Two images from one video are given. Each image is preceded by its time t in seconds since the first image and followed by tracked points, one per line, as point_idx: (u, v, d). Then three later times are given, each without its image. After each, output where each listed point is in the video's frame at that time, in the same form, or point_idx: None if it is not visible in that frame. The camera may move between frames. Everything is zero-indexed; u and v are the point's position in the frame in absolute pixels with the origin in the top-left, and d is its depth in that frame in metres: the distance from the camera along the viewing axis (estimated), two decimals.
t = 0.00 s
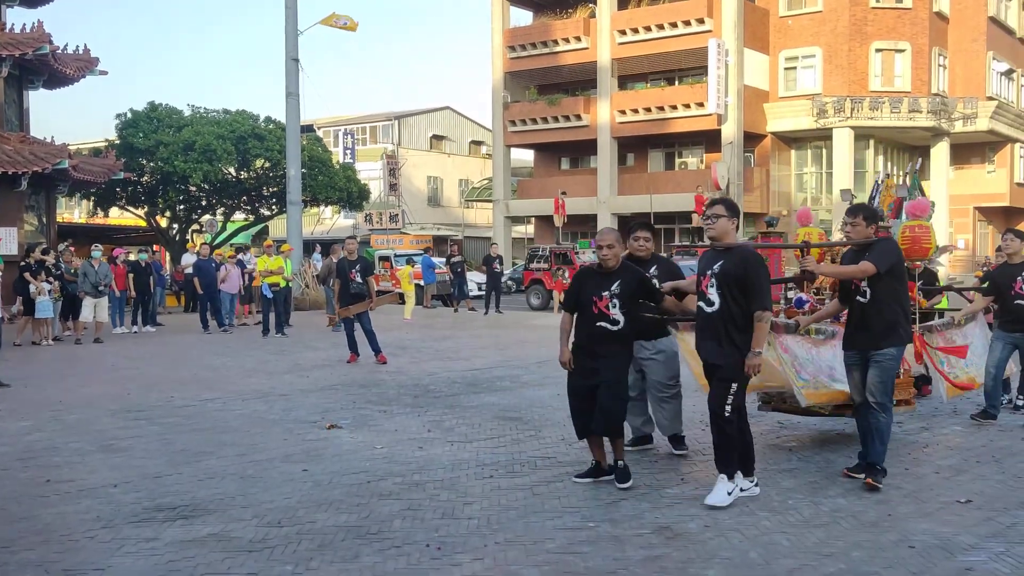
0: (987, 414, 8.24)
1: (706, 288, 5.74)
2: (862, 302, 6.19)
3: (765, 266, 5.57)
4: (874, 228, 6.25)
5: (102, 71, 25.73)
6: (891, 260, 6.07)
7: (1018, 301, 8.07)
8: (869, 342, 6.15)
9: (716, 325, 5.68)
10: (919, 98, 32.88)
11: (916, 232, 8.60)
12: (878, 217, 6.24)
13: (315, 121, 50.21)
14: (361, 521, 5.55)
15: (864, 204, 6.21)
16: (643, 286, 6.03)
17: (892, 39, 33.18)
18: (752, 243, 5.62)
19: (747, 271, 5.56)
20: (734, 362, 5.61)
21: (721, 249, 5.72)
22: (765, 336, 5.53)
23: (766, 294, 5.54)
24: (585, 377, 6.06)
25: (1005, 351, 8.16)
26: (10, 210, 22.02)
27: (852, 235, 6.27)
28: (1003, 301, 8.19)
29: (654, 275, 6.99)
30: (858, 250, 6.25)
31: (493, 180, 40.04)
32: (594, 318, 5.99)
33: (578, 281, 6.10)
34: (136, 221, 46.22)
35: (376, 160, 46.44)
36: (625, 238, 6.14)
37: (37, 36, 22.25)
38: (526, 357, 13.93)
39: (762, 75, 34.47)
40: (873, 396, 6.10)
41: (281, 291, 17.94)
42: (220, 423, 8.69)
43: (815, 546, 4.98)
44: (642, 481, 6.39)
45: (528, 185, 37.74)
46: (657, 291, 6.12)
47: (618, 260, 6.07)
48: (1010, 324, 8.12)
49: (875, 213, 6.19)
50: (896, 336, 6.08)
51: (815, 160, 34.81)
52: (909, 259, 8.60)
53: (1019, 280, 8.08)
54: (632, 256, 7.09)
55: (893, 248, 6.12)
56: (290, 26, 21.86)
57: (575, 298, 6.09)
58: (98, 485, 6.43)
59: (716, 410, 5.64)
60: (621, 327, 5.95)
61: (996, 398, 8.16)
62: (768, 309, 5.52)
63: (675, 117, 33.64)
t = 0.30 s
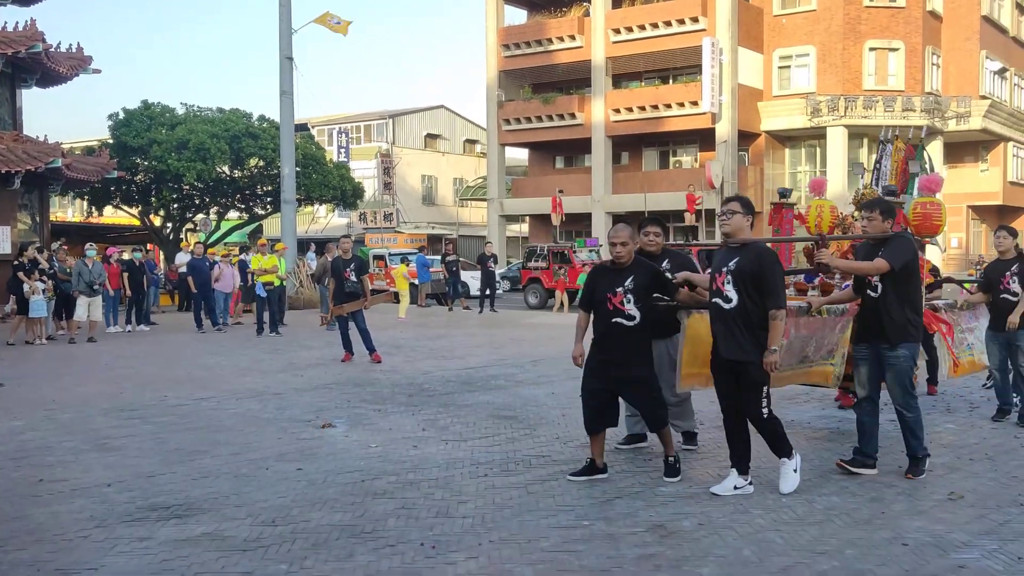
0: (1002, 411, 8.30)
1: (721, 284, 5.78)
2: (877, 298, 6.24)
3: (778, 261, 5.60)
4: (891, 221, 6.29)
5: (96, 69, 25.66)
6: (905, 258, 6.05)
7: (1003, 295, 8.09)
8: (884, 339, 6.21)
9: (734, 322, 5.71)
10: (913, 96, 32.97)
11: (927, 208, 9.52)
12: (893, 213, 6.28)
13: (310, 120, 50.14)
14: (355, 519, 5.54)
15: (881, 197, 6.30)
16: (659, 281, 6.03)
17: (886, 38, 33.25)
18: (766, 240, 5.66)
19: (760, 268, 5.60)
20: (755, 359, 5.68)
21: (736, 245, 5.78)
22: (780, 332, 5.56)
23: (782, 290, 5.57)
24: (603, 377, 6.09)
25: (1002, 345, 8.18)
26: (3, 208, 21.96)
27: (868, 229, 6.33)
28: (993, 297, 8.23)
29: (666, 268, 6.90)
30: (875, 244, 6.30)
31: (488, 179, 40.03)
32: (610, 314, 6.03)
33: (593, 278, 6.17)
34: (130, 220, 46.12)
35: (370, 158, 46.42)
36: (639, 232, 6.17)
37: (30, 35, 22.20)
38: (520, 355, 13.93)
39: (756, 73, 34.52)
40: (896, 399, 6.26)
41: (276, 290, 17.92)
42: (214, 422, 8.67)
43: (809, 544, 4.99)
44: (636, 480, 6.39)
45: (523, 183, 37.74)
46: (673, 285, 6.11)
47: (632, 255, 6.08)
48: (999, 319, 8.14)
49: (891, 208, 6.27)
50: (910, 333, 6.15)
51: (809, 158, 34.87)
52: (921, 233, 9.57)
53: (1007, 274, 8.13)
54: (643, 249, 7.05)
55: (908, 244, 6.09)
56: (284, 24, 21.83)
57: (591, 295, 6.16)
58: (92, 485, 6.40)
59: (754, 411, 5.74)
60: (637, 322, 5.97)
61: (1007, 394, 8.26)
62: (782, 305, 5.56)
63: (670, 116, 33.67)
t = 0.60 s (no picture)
0: (1001, 412, 8.32)
1: (741, 292, 5.78)
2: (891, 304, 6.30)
3: (797, 267, 5.64)
4: (903, 230, 6.41)
5: (92, 70, 25.62)
6: (919, 264, 6.13)
7: (1000, 299, 8.13)
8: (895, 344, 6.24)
9: (755, 328, 5.73)
10: (909, 97, 33.01)
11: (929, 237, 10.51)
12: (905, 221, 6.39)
13: (307, 121, 50.12)
14: (353, 521, 5.54)
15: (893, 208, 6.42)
16: (674, 285, 6.05)
17: (882, 39, 33.30)
18: (784, 246, 5.69)
19: (780, 273, 5.63)
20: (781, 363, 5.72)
21: (754, 251, 5.80)
22: (804, 336, 5.62)
23: (803, 295, 5.63)
24: (618, 379, 6.10)
25: (999, 346, 8.25)
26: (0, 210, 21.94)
27: (881, 238, 6.44)
28: (990, 301, 8.26)
29: (678, 271, 6.94)
30: (887, 251, 6.37)
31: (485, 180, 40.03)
32: (628, 319, 6.03)
33: (609, 283, 6.16)
34: (127, 222, 46.05)
35: (367, 159, 46.45)
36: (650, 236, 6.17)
37: (27, 36, 22.21)
38: (518, 356, 13.94)
39: (753, 74, 34.54)
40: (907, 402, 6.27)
41: (273, 291, 17.90)
42: (212, 424, 8.67)
43: (806, 544, 5.00)
44: (633, 481, 6.39)
45: (520, 184, 37.75)
46: (687, 290, 6.13)
47: (647, 260, 6.09)
48: (995, 321, 8.22)
49: (903, 217, 6.39)
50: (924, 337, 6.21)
51: (806, 159, 34.94)
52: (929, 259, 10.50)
53: (1003, 278, 8.14)
54: (654, 252, 7.06)
55: (921, 250, 6.18)
56: (281, 25, 21.82)
57: (608, 301, 6.14)
58: (90, 486, 6.39)
59: (782, 411, 5.82)
60: (654, 326, 6.00)
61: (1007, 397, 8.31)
62: (803, 310, 5.61)
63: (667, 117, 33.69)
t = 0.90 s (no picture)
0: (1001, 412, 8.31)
1: (736, 291, 5.79)
2: (886, 299, 6.28)
3: (791, 265, 5.65)
4: (894, 224, 6.42)
5: (92, 73, 25.65)
6: (911, 257, 6.17)
7: (1008, 296, 8.11)
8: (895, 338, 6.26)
9: (752, 327, 5.74)
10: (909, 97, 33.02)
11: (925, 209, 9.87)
12: (894, 215, 6.40)
13: (307, 123, 50.14)
14: (353, 522, 5.54)
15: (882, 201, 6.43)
16: (664, 285, 6.07)
17: (882, 39, 33.32)
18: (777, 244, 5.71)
19: (773, 272, 5.64)
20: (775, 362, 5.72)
21: (748, 250, 5.82)
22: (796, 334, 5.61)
23: (796, 293, 5.62)
24: (610, 381, 6.10)
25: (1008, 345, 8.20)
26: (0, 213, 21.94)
27: (872, 232, 6.43)
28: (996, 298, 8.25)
29: (669, 271, 7.03)
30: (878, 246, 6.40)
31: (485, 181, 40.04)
32: (617, 320, 6.05)
33: (598, 285, 6.17)
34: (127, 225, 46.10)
35: (367, 161, 46.51)
36: (638, 237, 6.18)
37: (27, 39, 22.23)
38: (519, 357, 13.95)
39: (752, 75, 34.55)
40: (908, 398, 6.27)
41: (274, 293, 17.90)
42: (212, 426, 8.67)
43: (807, 544, 5.00)
44: (635, 481, 6.39)
45: (520, 185, 37.74)
46: (677, 290, 6.15)
47: (635, 261, 6.11)
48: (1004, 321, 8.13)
49: (893, 210, 6.40)
50: (922, 331, 6.21)
51: (805, 159, 34.98)
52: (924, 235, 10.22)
53: (1009, 275, 8.15)
54: (645, 252, 7.11)
55: (912, 244, 6.21)
56: (281, 27, 21.84)
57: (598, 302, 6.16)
58: (91, 489, 6.39)
59: (780, 409, 5.82)
60: (644, 326, 6.00)
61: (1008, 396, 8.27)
62: (796, 309, 5.61)
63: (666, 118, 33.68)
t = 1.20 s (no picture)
0: (1000, 413, 8.31)
1: (707, 294, 5.81)
2: (862, 305, 6.37)
3: (764, 270, 5.64)
4: (865, 230, 6.47)
5: (92, 74, 25.65)
6: (882, 261, 6.20)
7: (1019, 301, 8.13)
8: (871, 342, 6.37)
9: (720, 331, 5.75)
10: (908, 98, 33.06)
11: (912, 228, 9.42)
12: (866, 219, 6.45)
13: (307, 123, 50.15)
14: (353, 523, 5.54)
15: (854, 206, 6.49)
16: (640, 290, 6.04)
17: (881, 41, 33.36)
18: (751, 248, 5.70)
19: (746, 276, 5.63)
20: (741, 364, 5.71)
21: (722, 254, 5.79)
22: (766, 339, 5.56)
23: (768, 298, 5.59)
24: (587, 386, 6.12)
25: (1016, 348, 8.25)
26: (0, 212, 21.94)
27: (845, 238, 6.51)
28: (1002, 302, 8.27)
29: (642, 277, 6.98)
30: (853, 252, 6.45)
31: (485, 182, 40.04)
32: (592, 323, 6.04)
33: (575, 288, 6.16)
34: (127, 224, 46.12)
35: (366, 162, 46.55)
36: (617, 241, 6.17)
37: (26, 39, 22.23)
38: (518, 358, 13.95)
39: (752, 76, 34.54)
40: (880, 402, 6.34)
41: (273, 294, 17.89)
42: (212, 427, 8.66)
43: (807, 546, 5.00)
44: (634, 483, 6.39)
45: (519, 186, 37.73)
46: (652, 294, 6.13)
47: (613, 264, 6.09)
48: (1010, 323, 8.20)
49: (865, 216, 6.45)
50: (896, 334, 6.28)
51: (805, 161, 35.02)
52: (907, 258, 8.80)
53: (1019, 280, 8.16)
54: (621, 257, 7.08)
55: (884, 249, 6.26)
56: (280, 28, 21.83)
57: (573, 305, 6.16)
58: (91, 489, 6.39)
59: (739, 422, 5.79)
60: (619, 331, 6.00)
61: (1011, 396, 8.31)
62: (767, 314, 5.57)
63: (666, 119, 33.69)
